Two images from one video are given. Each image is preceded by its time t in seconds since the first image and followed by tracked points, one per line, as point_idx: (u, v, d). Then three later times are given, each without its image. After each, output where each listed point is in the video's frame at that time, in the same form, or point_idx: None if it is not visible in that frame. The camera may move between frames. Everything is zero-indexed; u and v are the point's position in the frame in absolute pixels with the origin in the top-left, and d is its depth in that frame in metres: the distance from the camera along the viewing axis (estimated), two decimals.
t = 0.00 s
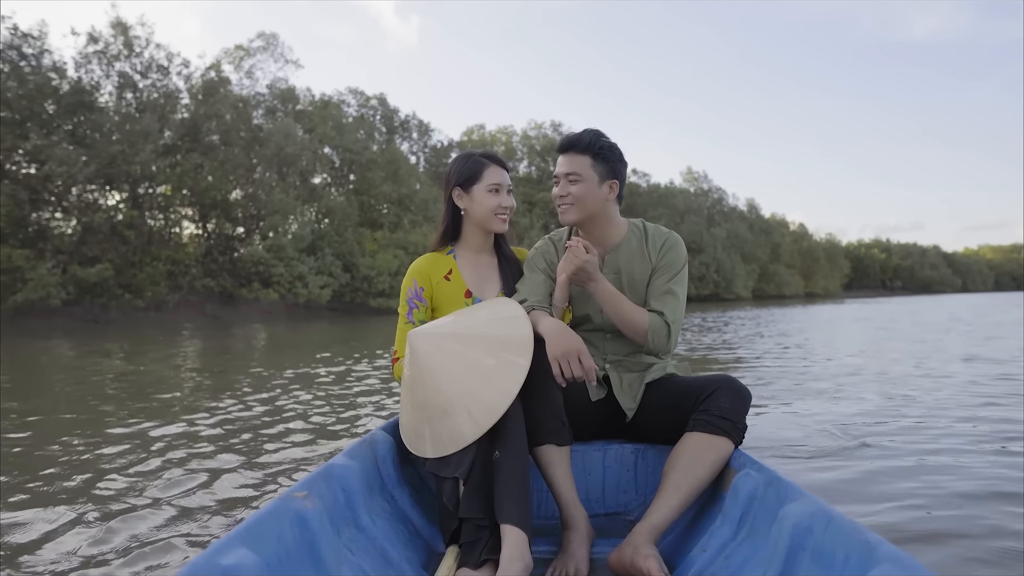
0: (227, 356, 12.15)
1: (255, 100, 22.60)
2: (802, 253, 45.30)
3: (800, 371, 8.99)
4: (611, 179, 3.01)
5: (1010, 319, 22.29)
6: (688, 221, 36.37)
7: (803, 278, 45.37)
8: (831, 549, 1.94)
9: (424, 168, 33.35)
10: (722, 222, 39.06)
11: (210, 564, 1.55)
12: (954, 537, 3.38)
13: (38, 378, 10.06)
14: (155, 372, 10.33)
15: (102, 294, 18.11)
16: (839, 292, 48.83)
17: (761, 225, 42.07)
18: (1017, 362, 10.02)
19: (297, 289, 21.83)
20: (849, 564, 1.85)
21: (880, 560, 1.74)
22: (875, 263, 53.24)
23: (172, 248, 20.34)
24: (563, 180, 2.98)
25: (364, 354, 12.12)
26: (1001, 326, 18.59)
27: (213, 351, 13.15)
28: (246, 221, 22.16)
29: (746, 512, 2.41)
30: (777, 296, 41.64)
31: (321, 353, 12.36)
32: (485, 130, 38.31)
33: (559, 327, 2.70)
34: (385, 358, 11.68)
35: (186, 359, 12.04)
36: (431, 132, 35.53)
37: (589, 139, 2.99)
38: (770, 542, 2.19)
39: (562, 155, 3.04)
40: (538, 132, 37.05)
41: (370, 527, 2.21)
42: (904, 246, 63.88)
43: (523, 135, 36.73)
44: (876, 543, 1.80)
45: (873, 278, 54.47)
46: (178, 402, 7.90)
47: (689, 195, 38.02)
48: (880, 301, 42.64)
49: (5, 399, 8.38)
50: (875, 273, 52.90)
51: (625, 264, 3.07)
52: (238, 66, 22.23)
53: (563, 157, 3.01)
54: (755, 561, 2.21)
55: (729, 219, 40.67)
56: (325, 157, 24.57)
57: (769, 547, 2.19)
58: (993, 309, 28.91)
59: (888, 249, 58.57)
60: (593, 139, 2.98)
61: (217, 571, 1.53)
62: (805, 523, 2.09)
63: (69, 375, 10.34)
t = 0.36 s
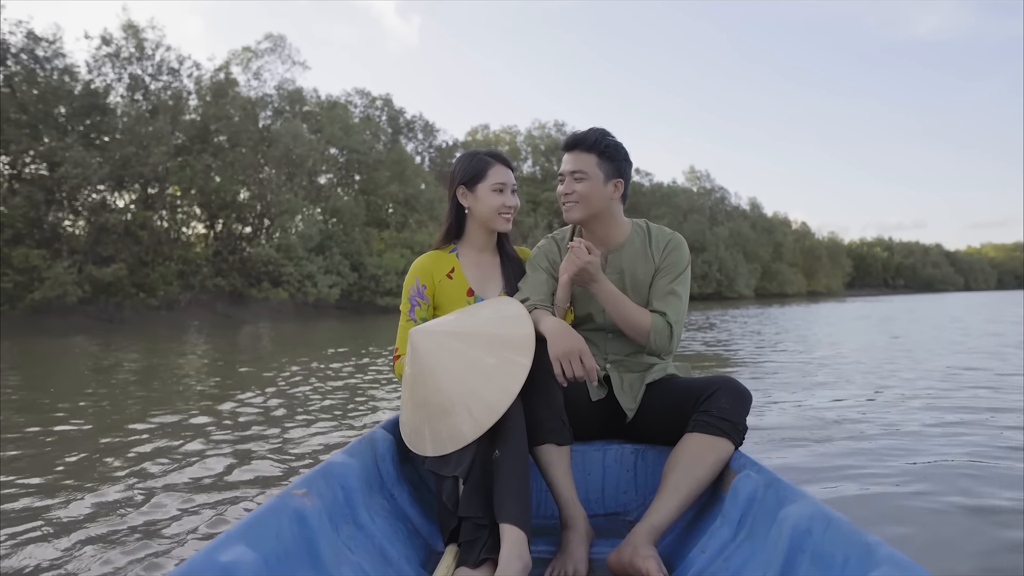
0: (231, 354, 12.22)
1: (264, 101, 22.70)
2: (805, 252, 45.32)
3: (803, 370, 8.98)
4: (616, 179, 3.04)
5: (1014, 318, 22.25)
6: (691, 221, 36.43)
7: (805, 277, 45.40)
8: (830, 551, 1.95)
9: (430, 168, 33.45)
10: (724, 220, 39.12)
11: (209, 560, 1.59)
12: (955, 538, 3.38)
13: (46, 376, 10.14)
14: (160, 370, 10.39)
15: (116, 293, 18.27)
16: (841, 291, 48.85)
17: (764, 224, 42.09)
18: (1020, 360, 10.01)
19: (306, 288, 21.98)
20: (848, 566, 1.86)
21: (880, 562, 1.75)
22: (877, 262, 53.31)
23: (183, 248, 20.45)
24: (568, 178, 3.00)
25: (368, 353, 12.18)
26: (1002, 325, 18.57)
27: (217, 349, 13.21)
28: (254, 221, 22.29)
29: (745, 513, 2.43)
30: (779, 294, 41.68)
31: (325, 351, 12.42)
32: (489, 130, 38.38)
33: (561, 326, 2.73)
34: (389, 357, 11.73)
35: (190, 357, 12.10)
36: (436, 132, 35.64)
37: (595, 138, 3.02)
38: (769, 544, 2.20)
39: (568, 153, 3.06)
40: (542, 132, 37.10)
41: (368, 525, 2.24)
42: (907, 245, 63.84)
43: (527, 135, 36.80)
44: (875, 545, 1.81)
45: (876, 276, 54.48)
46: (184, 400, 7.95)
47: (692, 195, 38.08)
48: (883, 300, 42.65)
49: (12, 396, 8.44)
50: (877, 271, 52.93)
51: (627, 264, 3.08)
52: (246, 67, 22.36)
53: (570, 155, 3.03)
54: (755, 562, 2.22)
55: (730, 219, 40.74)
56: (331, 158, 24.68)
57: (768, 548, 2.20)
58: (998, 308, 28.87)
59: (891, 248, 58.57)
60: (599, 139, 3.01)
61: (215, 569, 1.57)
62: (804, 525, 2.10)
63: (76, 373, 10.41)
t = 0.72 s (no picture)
0: (236, 353, 12.30)
1: (271, 102, 22.79)
2: (806, 251, 45.29)
3: (806, 368, 8.99)
4: (617, 178, 3.06)
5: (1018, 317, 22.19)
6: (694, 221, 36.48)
7: (807, 276, 45.38)
8: (829, 552, 1.96)
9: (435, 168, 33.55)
10: (725, 220, 39.18)
11: (207, 561, 1.62)
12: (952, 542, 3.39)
13: (53, 375, 10.21)
14: (165, 369, 10.46)
15: (128, 293, 18.43)
16: (842, 290, 48.89)
17: (766, 223, 42.10)
18: None
19: (315, 287, 22.14)
20: (848, 567, 1.86)
21: (878, 563, 1.75)
22: (878, 261, 53.40)
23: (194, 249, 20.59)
24: (570, 177, 3.02)
25: (371, 352, 12.24)
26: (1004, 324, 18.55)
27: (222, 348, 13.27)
28: (262, 222, 22.42)
29: (745, 514, 2.44)
30: (781, 293, 41.72)
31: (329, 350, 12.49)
32: (493, 130, 38.46)
33: (559, 326, 2.75)
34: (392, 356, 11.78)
35: (196, 356, 12.18)
36: (441, 132, 35.70)
37: (597, 137, 3.04)
38: (769, 545, 2.22)
39: (570, 152, 3.08)
40: (545, 132, 37.16)
41: (367, 526, 2.27)
42: (910, 244, 63.73)
43: (530, 135, 36.87)
44: (873, 546, 1.82)
45: (877, 275, 54.58)
46: (191, 399, 8.01)
47: (696, 195, 38.14)
48: (885, 298, 42.69)
49: (19, 395, 8.51)
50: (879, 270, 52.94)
51: (627, 264, 3.10)
52: (252, 69, 22.48)
53: (571, 154, 3.06)
54: (754, 562, 2.23)
55: (732, 218, 40.82)
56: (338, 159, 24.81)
57: (769, 549, 2.21)
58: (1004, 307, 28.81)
59: (892, 247, 58.56)
60: (601, 138, 3.03)
61: (213, 569, 1.60)
62: (803, 526, 2.11)
63: (82, 372, 10.48)
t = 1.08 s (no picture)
0: (240, 353, 12.35)
1: (277, 105, 22.89)
2: (807, 252, 45.27)
3: (809, 369, 8.98)
4: (619, 179, 3.08)
5: None
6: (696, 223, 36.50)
7: (807, 277, 45.36)
8: (827, 557, 1.96)
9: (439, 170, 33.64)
10: (727, 221, 39.17)
11: (206, 558, 1.65)
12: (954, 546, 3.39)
13: (60, 375, 10.28)
14: (170, 369, 10.51)
15: (139, 294, 18.53)
16: (844, 291, 48.85)
17: (767, 224, 42.09)
18: None
19: (321, 288, 22.22)
20: (846, 572, 1.87)
21: (876, 568, 1.76)
22: (879, 262, 53.37)
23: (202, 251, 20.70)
24: (572, 178, 3.04)
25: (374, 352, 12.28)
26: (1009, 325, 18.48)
27: (226, 348, 13.33)
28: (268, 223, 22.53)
29: (743, 517, 2.44)
30: (782, 294, 41.73)
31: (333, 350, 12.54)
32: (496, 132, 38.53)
33: (560, 328, 2.78)
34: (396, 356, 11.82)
35: (201, 356, 12.23)
36: (444, 134, 35.79)
37: (600, 139, 3.06)
38: (767, 549, 2.22)
39: (573, 154, 3.10)
40: (547, 134, 37.24)
41: (366, 525, 2.30)
42: (912, 245, 63.62)
43: (532, 137, 36.96)
44: (870, 551, 1.82)
45: (878, 276, 54.56)
46: (197, 397, 8.06)
47: (699, 196, 38.14)
48: (886, 300, 42.67)
49: (25, 394, 8.57)
50: (879, 271, 52.99)
51: (629, 267, 3.11)
52: (258, 72, 22.61)
53: (574, 155, 3.07)
54: (752, 566, 2.24)
55: (736, 220, 40.80)
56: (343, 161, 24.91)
57: (767, 552, 2.22)
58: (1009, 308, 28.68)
59: (893, 248, 58.49)
60: (604, 140, 3.05)
61: (211, 568, 1.63)
62: (802, 531, 2.11)
63: (88, 371, 10.54)
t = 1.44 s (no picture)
0: (245, 353, 12.42)
1: (284, 107, 23.03)
2: (808, 253, 45.23)
3: (813, 369, 8.96)
4: (621, 178, 3.09)
5: None
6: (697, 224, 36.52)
7: (808, 278, 45.30)
8: (827, 556, 1.97)
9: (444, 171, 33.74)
10: (728, 222, 39.17)
11: (206, 556, 1.67)
12: (960, 546, 3.39)
13: (69, 374, 10.36)
14: (176, 368, 10.58)
15: (151, 294, 18.65)
16: (845, 292, 48.78)
17: (767, 225, 42.07)
18: None
19: (329, 288, 22.32)
20: (845, 571, 1.88)
21: (875, 568, 1.77)
22: (880, 263, 53.28)
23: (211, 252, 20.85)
24: (575, 176, 3.06)
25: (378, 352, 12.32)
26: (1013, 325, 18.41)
27: (232, 348, 13.39)
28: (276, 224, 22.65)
29: (744, 517, 2.46)
30: (783, 295, 41.71)
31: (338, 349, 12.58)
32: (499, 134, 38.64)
33: (562, 326, 2.79)
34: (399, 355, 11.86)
35: (206, 355, 12.29)
36: (448, 136, 35.89)
37: (602, 138, 3.08)
38: (767, 549, 2.23)
39: (575, 152, 3.12)
40: (550, 135, 37.32)
41: (366, 523, 2.33)
42: (914, 246, 63.49)
43: (534, 139, 37.06)
44: (869, 551, 1.83)
45: (879, 277, 54.45)
46: (203, 396, 8.10)
47: (702, 197, 38.14)
48: (887, 300, 42.61)
49: (33, 393, 8.62)
50: (880, 271, 52.90)
51: (631, 266, 3.13)
52: (265, 74, 22.76)
53: (576, 153, 3.09)
54: (752, 566, 2.25)
55: (738, 221, 40.78)
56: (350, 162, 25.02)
57: (767, 552, 2.22)
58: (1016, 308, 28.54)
59: (894, 248, 58.35)
60: (606, 138, 3.07)
61: (211, 565, 1.66)
62: (802, 530, 2.12)
63: (95, 371, 10.59)
